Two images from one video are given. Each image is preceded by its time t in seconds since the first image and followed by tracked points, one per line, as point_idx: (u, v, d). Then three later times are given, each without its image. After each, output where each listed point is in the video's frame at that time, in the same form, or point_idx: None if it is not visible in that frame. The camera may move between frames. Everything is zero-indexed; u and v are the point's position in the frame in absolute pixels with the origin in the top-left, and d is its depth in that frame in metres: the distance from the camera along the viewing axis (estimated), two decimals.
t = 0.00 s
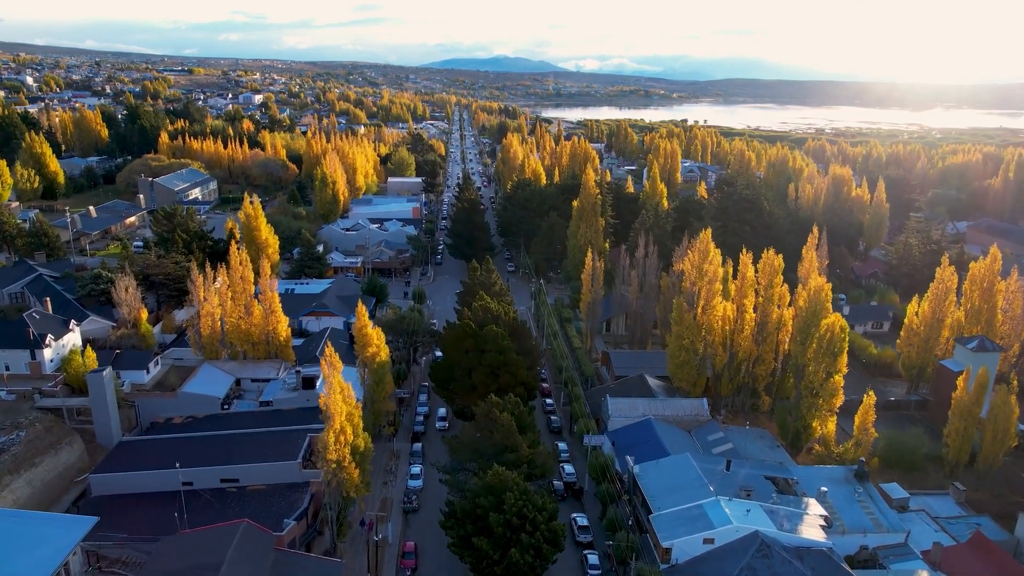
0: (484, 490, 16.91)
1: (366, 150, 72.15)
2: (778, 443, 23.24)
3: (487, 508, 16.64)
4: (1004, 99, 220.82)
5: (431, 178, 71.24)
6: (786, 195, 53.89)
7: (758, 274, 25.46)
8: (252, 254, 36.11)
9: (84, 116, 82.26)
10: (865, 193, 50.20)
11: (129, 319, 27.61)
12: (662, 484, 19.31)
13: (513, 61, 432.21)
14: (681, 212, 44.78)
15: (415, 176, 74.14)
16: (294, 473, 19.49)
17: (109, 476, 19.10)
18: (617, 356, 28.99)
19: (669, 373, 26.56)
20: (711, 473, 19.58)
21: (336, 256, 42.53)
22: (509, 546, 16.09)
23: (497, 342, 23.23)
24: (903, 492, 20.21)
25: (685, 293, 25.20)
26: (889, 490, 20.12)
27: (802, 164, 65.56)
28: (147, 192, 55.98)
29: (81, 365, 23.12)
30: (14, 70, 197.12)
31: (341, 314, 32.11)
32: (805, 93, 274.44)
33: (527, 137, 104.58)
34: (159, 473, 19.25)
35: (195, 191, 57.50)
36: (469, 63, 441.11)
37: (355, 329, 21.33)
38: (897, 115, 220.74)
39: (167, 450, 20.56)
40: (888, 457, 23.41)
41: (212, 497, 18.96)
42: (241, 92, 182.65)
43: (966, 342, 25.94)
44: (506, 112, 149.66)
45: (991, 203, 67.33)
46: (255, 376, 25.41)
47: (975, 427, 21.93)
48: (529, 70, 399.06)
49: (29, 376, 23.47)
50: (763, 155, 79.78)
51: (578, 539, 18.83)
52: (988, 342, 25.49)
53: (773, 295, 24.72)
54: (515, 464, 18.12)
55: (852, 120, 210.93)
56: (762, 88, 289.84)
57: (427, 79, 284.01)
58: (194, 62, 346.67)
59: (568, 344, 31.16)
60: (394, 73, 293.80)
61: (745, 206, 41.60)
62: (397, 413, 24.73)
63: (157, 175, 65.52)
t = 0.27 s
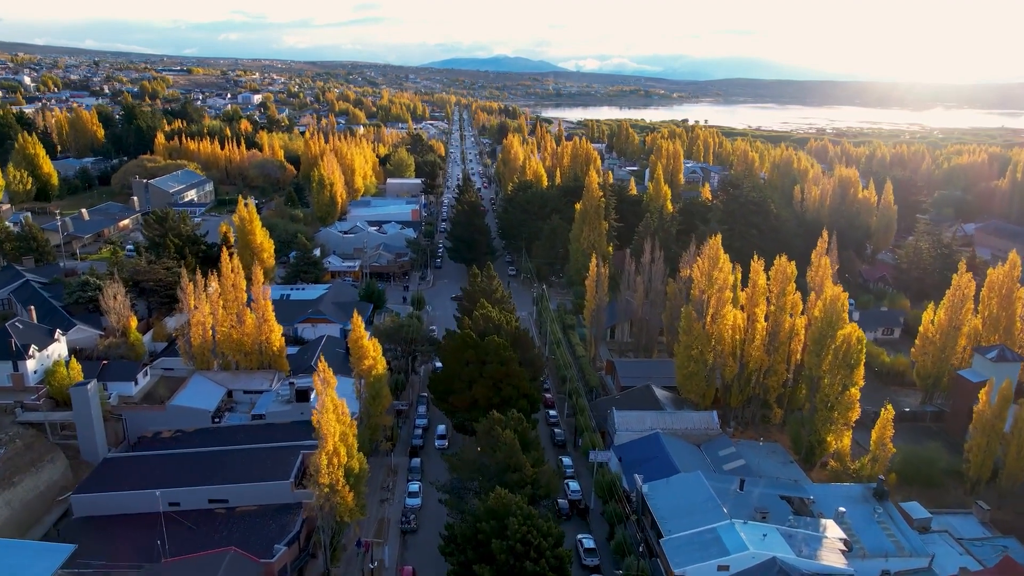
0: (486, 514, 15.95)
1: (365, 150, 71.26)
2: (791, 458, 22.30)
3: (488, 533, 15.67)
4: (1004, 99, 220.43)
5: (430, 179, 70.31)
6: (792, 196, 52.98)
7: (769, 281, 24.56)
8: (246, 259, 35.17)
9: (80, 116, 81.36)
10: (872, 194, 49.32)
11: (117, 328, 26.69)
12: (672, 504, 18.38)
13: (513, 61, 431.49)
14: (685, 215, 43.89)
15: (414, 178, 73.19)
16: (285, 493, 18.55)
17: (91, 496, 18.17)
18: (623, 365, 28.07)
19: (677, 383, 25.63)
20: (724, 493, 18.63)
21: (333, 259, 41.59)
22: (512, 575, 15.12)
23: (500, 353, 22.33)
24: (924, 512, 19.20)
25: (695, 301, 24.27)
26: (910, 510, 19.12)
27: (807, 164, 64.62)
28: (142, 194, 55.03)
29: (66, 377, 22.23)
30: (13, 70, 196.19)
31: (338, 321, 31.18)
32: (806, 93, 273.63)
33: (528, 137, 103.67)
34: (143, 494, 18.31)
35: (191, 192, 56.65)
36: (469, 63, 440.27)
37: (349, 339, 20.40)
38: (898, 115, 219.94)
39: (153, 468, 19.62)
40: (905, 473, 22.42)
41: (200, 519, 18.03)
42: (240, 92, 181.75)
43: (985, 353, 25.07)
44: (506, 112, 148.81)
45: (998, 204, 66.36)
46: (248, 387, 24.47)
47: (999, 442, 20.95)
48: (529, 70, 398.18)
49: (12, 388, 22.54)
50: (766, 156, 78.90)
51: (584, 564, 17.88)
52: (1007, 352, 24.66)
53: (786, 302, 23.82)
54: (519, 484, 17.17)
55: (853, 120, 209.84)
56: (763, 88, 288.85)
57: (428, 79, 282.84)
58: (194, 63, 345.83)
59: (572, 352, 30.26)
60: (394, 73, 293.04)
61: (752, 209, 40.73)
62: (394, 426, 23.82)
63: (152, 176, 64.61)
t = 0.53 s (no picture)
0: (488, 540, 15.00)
1: (364, 151, 70.39)
2: (805, 474, 21.39)
3: (490, 562, 14.72)
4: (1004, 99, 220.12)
5: (430, 180, 69.41)
6: (797, 198, 52.09)
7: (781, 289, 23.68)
8: (240, 265, 34.26)
9: (75, 116, 80.42)
10: (878, 196, 48.47)
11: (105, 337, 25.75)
12: (684, 526, 17.47)
13: (512, 61, 430.55)
14: (690, 218, 43.00)
15: (414, 179, 72.25)
16: (276, 515, 17.62)
17: (72, 518, 17.25)
18: (628, 375, 27.17)
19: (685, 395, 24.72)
20: (738, 516, 17.72)
21: (331, 263, 40.66)
22: None
23: (502, 365, 21.44)
24: (948, 534, 18.19)
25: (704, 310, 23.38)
26: (933, 532, 18.18)
27: (812, 165, 63.70)
28: (137, 196, 54.10)
29: (49, 391, 21.29)
30: (11, 70, 195.10)
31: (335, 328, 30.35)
32: (808, 93, 272.80)
33: (528, 138, 102.72)
34: (127, 517, 17.38)
35: (187, 194, 55.74)
36: (468, 62, 439.35)
37: (345, 352, 19.47)
38: (900, 114, 219.06)
39: (138, 487, 18.70)
40: (924, 490, 21.46)
41: (186, 544, 17.13)
42: (239, 92, 180.76)
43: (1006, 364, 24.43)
44: (506, 112, 147.96)
45: (1005, 206, 65.45)
46: (239, 400, 23.56)
47: None
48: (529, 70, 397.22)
49: None
50: (769, 157, 78.02)
51: None
52: None
53: (799, 312, 22.90)
54: (522, 507, 16.24)
55: (854, 120, 208.88)
56: (763, 88, 287.91)
57: (427, 79, 281.72)
58: (193, 62, 344.90)
59: (575, 361, 29.36)
60: (394, 73, 292.04)
61: (759, 212, 39.86)
62: (392, 440, 22.93)
63: (147, 177, 63.65)
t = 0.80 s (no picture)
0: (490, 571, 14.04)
1: (363, 151, 69.55)
2: (821, 492, 20.46)
3: None
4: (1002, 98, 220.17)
5: (430, 181, 68.49)
6: (803, 200, 51.19)
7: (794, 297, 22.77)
8: (235, 270, 33.38)
9: (71, 117, 79.49)
10: (886, 198, 47.56)
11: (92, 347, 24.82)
12: (697, 551, 16.55)
13: (512, 61, 429.88)
14: (696, 221, 42.11)
15: (413, 180, 71.32)
16: (266, 539, 16.79)
17: (50, 543, 16.34)
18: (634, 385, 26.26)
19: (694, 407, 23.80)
20: (753, 540, 16.78)
21: (327, 267, 40.05)
22: None
23: (505, 378, 20.50)
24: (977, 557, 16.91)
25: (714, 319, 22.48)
26: (958, 555, 16.71)
27: (817, 166, 62.81)
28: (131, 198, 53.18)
29: (30, 405, 20.34)
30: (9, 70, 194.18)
31: (330, 335, 29.36)
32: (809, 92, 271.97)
33: (529, 138, 101.92)
34: (108, 541, 16.47)
35: (182, 196, 54.81)
36: (468, 62, 438.57)
37: (341, 365, 18.39)
38: (901, 114, 218.23)
39: (122, 508, 17.82)
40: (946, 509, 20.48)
41: (171, 570, 16.24)
42: (238, 92, 179.74)
43: None
44: (506, 112, 147.04)
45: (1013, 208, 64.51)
46: (231, 413, 22.66)
47: None
48: (529, 70, 396.10)
49: None
50: (773, 158, 77.13)
51: None
52: None
53: (813, 322, 21.98)
54: (527, 534, 15.29)
55: (856, 120, 207.92)
56: (764, 87, 287.02)
57: (427, 79, 280.75)
58: (193, 62, 343.95)
59: (579, 370, 28.45)
60: (393, 73, 291.15)
61: (766, 216, 38.96)
62: (389, 456, 22.00)
63: (143, 178, 62.71)
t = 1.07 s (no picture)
0: None
1: (362, 152, 68.70)
2: (838, 511, 19.52)
3: None
4: (1003, 98, 219.57)
5: (429, 182, 67.59)
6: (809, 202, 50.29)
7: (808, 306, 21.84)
8: (228, 276, 32.50)
9: (66, 117, 78.56)
10: (894, 200, 46.65)
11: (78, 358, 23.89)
12: None
13: (512, 61, 429.13)
14: (701, 224, 41.24)
15: (413, 182, 70.42)
16: (254, 566, 15.84)
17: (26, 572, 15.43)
18: (641, 397, 25.34)
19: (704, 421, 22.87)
20: (770, 567, 15.83)
21: (324, 271, 39.30)
22: None
23: (507, 393, 19.57)
24: None
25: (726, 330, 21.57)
26: None
27: (822, 167, 61.95)
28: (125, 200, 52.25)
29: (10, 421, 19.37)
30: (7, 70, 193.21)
31: (326, 343, 28.68)
32: (809, 92, 271.15)
33: (529, 139, 101.02)
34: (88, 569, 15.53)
35: (178, 198, 53.88)
36: (468, 62, 437.82)
37: (333, 382, 17.64)
38: (902, 114, 217.38)
39: (104, 531, 16.90)
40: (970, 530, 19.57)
41: None
42: (236, 92, 178.93)
43: None
44: (506, 112, 146.13)
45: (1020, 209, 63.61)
46: (221, 427, 21.74)
47: None
48: (529, 70, 395.18)
49: None
50: (776, 159, 76.27)
51: None
52: None
53: (829, 332, 21.06)
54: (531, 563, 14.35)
55: (857, 121, 207.05)
56: (765, 87, 286.19)
57: (427, 79, 279.79)
58: (192, 62, 343.00)
59: (583, 379, 27.55)
60: (393, 73, 290.20)
61: (774, 219, 38.06)
62: (387, 473, 21.08)
63: (138, 180, 61.78)
